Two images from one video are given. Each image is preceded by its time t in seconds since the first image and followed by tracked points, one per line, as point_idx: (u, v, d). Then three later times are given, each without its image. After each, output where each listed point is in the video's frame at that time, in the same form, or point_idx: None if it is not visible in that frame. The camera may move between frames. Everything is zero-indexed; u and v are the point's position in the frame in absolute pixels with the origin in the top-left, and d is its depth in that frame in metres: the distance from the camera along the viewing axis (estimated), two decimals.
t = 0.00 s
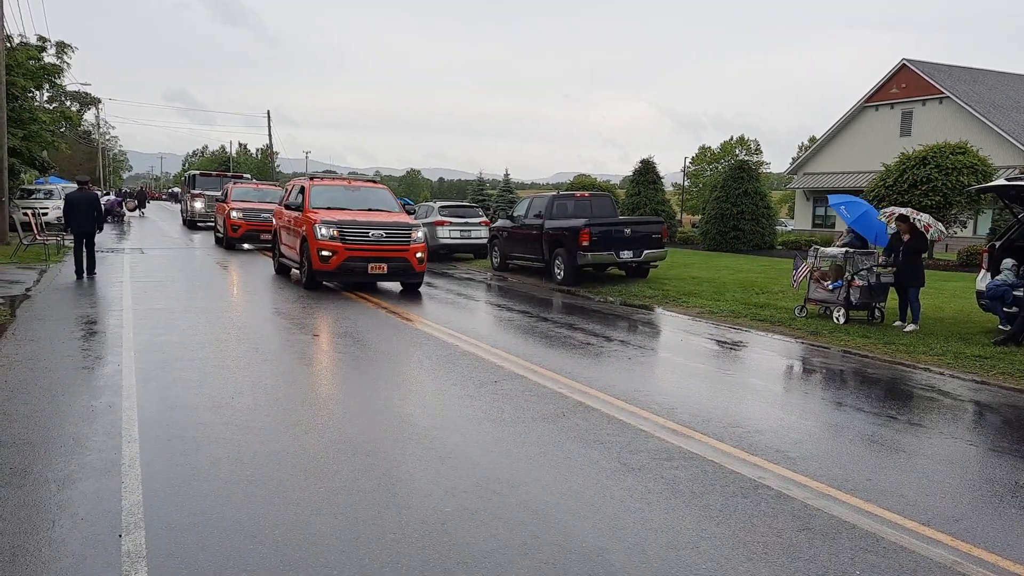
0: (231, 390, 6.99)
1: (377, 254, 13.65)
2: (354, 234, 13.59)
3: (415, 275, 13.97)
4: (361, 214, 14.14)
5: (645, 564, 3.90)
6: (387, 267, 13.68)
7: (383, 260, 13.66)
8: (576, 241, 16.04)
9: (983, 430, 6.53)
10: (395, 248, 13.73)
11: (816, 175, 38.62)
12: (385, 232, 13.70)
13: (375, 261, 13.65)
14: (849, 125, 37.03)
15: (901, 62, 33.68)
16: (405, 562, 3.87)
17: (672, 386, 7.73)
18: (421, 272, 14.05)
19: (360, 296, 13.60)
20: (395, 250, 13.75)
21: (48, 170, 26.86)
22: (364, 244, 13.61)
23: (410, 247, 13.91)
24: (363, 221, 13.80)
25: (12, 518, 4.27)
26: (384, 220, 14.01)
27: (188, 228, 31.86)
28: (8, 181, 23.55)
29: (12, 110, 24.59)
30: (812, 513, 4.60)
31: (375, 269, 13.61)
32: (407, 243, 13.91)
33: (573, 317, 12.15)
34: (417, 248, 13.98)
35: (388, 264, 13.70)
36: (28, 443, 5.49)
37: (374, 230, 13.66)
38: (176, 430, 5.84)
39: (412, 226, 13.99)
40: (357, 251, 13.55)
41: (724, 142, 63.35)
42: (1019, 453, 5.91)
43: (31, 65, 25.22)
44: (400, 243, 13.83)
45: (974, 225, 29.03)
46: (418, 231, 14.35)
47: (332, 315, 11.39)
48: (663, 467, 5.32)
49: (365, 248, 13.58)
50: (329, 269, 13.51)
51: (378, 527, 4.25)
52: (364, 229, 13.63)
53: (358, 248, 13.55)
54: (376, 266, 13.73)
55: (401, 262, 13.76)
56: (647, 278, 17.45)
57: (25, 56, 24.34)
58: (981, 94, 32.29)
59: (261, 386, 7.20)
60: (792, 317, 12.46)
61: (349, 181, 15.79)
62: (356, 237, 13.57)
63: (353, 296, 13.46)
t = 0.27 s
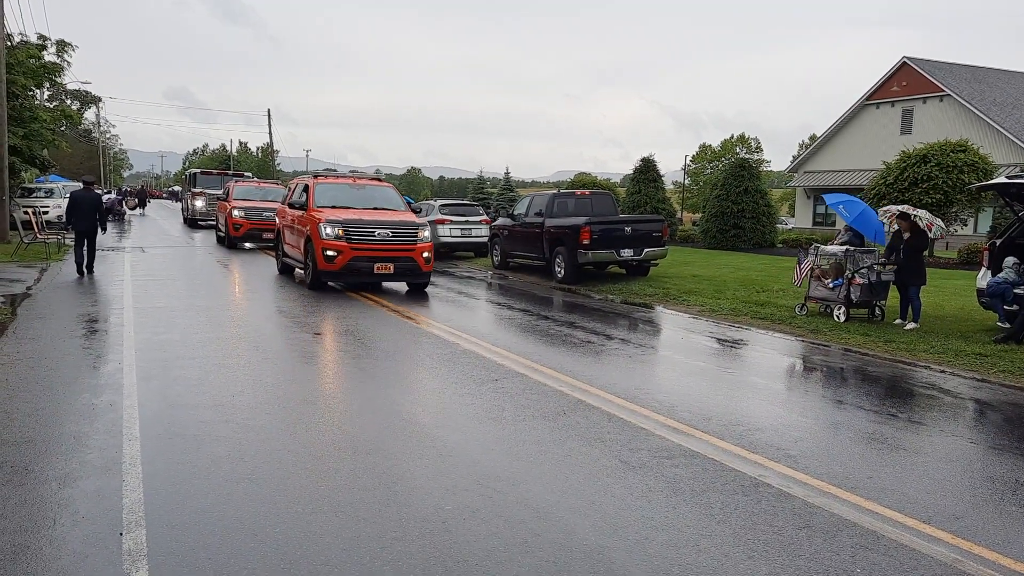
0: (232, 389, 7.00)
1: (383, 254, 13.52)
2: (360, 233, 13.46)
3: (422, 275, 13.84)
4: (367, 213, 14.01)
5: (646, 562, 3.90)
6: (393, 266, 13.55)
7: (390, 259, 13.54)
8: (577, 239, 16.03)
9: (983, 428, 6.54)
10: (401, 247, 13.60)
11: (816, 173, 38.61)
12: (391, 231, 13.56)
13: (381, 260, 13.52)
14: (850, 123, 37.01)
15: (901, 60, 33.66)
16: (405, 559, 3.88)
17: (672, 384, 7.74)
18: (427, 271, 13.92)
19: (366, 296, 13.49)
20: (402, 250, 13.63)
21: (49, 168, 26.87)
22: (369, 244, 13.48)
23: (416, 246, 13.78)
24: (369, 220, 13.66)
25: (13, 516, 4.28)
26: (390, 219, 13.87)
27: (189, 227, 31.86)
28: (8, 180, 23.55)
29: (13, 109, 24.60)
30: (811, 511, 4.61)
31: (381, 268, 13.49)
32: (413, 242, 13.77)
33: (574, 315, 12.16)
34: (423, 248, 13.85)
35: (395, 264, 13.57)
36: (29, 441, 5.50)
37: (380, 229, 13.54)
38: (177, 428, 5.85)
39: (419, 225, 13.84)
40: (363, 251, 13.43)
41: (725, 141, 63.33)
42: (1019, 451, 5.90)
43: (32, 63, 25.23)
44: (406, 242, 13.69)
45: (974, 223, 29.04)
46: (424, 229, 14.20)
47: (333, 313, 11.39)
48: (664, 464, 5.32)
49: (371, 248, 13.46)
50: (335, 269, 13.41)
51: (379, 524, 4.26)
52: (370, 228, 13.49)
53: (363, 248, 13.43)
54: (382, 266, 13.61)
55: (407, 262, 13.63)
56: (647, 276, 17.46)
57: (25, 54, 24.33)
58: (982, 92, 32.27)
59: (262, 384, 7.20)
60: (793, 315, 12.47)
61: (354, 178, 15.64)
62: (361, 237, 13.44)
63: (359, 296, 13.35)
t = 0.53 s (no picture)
0: (232, 386, 6.99)
1: (389, 253, 13.18)
2: (366, 231, 13.12)
3: (429, 275, 13.50)
4: (373, 212, 13.68)
5: (647, 559, 3.90)
6: (400, 266, 13.21)
7: (396, 258, 13.20)
8: (578, 237, 16.01)
9: (985, 426, 6.53)
10: (408, 246, 13.26)
11: (817, 170, 38.57)
12: (397, 229, 13.23)
13: (387, 260, 13.17)
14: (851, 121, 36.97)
15: (902, 57, 33.62)
16: (406, 557, 3.87)
17: (673, 381, 7.73)
18: (435, 271, 13.58)
19: (371, 296, 13.16)
20: (408, 248, 13.28)
21: (49, 166, 26.87)
22: (376, 243, 13.14)
23: (423, 245, 13.44)
24: (375, 218, 13.33)
25: (13, 514, 4.27)
26: (397, 217, 13.53)
27: (189, 225, 31.84)
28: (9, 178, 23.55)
29: (13, 106, 24.62)
30: (812, 508, 4.60)
31: (387, 268, 13.14)
32: (420, 241, 13.44)
33: (574, 313, 12.14)
34: (430, 247, 13.51)
35: (401, 263, 13.23)
36: (29, 439, 5.49)
37: (386, 227, 13.19)
38: (178, 426, 5.84)
39: (426, 223, 13.52)
40: (369, 250, 13.09)
41: (725, 138, 63.29)
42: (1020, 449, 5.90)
43: (32, 60, 25.22)
44: (413, 241, 13.36)
45: (975, 220, 29.01)
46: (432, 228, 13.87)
47: (333, 311, 11.38)
48: (664, 462, 5.32)
49: (377, 247, 13.12)
50: (340, 268, 13.08)
51: (379, 522, 4.25)
52: (376, 227, 13.15)
53: (369, 247, 13.09)
54: (388, 265, 13.26)
55: (414, 261, 13.29)
56: (648, 274, 17.44)
57: (25, 51, 24.32)
58: (983, 89, 32.23)
59: (262, 382, 7.19)
60: (794, 313, 12.46)
61: (359, 176, 15.33)
62: (367, 235, 13.10)
63: (365, 297, 13.01)
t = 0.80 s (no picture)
0: (233, 384, 7.00)
1: (396, 252, 12.97)
2: (372, 230, 12.93)
3: (436, 275, 13.31)
4: (380, 210, 13.49)
5: (647, 557, 3.91)
6: (407, 265, 13.01)
7: (403, 258, 12.99)
8: (578, 235, 16.01)
9: (985, 424, 6.53)
10: (414, 245, 13.05)
11: (817, 169, 38.57)
12: (404, 228, 13.02)
13: (394, 259, 12.97)
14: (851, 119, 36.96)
15: (902, 55, 33.60)
16: (406, 555, 3.88)
17: (673, 380, 7.72)
18: (442, 271, 13.37)
19: (377, 296, 12.96)
20: (415, 248, 13.08)
21: (49, 164, 26.86)
22: (382, 242, 12.95)
23: (431, 244, 13.24)
24: (381, 217, 13.14)
25: (14, 512, 4.28)
26: (403, 216, 13.33)
27: (190, 223, 31.85)
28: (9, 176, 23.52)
29: (13, 104, 24.62)
30: (813, 507, 4.61)
31: (394, 268, 12.94)
32: (427, 240, 13.23)
33: (575, 311, 12.15)
34: (438, 246, 13.30)
35: (408, 263, 13.03)
36: (30, 437, 5.50)
37: (393, 226, 12.99)
38: (178, 424, 5.85)
39: (433, 222, 13.31)
40: (375, 249, 12.88)
41: (726, 136, 63.29)
42: (1020, 447, 5.91)
43: (32, 59, 25.20)
44: (420, 240, 13.15)
45: (975, 219, 29.00)
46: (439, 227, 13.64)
47: (333, 309, 11.39)
48: (664, 460, 5.33)
49: (383, 246, 12.91)
50: (346, 268, 12.89)
51: (380, 521, 4.26)
52: (382, 226, 12.96)
53: (375, 246, 12.90)
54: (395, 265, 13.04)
55: (421, 261, 13.08)
56: (648, 272, 17.45)
57: (25, 49, 24.29)
58: (983, 87, 32.22)
59: (263, 380, 7.19)
60: (794, 311, 12.46)
61: (365, 174, 15.15)
62: (373, 234, 12.91)
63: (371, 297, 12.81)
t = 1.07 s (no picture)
0: (233, 383, 7.00)
1: (402, 253, 12.72)
2: (377, 230, 12.67)
3: (443, 275, 13.06)
4: (386, 210, 13.21)
5: (647, 556, 3.91)
6: (413, 266, 12.75)
7: (409, 258, 12.74)
8: (579, 234, 15.99)
9: (986, 423, 6.53)
10: (421, 246, 12.80)
11: (818, 167, 38.53)
12: (411, 228, 12.76)
13: (400, 259, 12.71)
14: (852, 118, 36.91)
15: (903, 53, 33.55)
16: (406, 553, 3.88)
17: (674, 378, 7.72)
18: (449, 271, 13.12)
19: (383, 297, 12.70)
20: (422, 248, 12.82)
21: (49, 162, 26.86)
22: (388, 242, 12.67)
23: (437, 244, 12.99)
24: (388, 217, 12.86)
25: (14, 510, 4.28)
26: (409, 215, 13.07)
27: (190, 221, 31.84)
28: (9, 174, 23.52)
29: (14, 103, 24.62)
30: (813, 506, 4.61)
31: (400, 269, 12.68)
32: (434, 240, 12.98)
33: (575, 310, 12.14)
34: (445, 246, 13.05)
35: (415, 264, 12.76)
36: (30, 436, 5.49)
37: (399, 226, 12.74)
38: (178, 423, 5.85)
39: (440, 222, 13.05)
40: (381, 249, 12.62)
41: (726, 136, 63.27)
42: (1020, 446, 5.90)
43: (33, 57, 25.20)
44: (427, 241, 12.89)
45: (976, 218, 28.98)
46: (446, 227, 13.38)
47: (333, 308, 11.39)
48: (665, 459, 5.33)
49: (389, 246, 12.65)
50: (351, 269, 12.63)
51: (380, 519, 4.26)
52: (389, 226, 12.68)
53: (382, 247, 12.62)
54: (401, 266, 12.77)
55: (428, 262, 12.82)
56: (649, 271, 17.44)
57: (26, 48, 24.28)
58: (984, 86, 32.18)
59: (263, 378, 7.19)
60: (794, 310, 12.46)
61: (370, 172, 14.89)
62: (379, 234, 12.65)
63: (377, 298, 12.56)
